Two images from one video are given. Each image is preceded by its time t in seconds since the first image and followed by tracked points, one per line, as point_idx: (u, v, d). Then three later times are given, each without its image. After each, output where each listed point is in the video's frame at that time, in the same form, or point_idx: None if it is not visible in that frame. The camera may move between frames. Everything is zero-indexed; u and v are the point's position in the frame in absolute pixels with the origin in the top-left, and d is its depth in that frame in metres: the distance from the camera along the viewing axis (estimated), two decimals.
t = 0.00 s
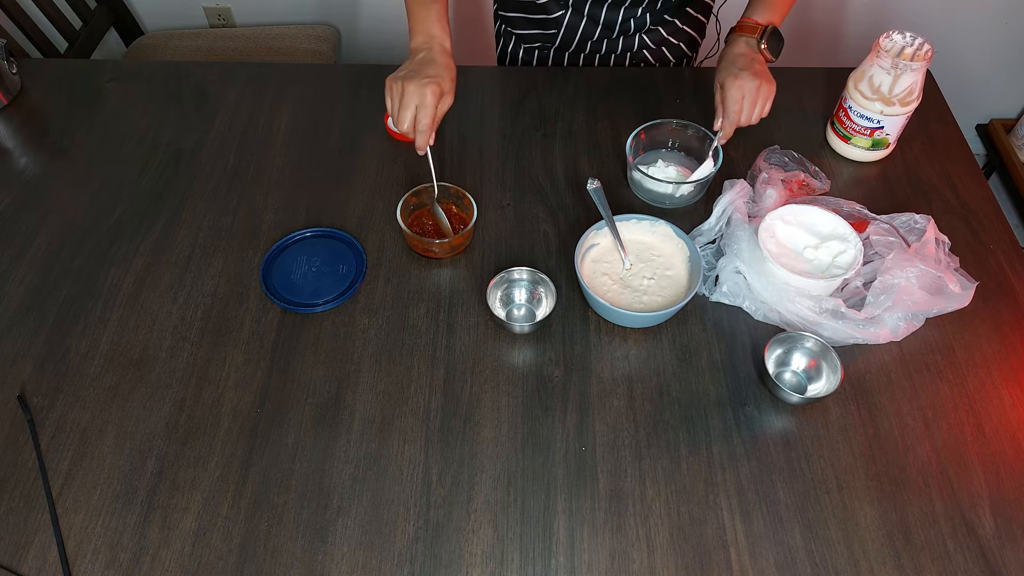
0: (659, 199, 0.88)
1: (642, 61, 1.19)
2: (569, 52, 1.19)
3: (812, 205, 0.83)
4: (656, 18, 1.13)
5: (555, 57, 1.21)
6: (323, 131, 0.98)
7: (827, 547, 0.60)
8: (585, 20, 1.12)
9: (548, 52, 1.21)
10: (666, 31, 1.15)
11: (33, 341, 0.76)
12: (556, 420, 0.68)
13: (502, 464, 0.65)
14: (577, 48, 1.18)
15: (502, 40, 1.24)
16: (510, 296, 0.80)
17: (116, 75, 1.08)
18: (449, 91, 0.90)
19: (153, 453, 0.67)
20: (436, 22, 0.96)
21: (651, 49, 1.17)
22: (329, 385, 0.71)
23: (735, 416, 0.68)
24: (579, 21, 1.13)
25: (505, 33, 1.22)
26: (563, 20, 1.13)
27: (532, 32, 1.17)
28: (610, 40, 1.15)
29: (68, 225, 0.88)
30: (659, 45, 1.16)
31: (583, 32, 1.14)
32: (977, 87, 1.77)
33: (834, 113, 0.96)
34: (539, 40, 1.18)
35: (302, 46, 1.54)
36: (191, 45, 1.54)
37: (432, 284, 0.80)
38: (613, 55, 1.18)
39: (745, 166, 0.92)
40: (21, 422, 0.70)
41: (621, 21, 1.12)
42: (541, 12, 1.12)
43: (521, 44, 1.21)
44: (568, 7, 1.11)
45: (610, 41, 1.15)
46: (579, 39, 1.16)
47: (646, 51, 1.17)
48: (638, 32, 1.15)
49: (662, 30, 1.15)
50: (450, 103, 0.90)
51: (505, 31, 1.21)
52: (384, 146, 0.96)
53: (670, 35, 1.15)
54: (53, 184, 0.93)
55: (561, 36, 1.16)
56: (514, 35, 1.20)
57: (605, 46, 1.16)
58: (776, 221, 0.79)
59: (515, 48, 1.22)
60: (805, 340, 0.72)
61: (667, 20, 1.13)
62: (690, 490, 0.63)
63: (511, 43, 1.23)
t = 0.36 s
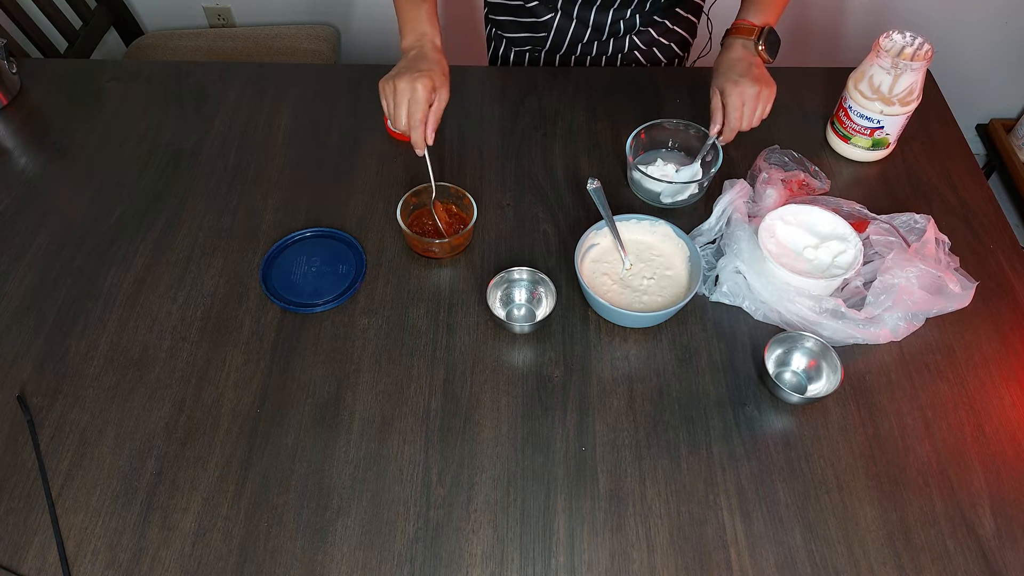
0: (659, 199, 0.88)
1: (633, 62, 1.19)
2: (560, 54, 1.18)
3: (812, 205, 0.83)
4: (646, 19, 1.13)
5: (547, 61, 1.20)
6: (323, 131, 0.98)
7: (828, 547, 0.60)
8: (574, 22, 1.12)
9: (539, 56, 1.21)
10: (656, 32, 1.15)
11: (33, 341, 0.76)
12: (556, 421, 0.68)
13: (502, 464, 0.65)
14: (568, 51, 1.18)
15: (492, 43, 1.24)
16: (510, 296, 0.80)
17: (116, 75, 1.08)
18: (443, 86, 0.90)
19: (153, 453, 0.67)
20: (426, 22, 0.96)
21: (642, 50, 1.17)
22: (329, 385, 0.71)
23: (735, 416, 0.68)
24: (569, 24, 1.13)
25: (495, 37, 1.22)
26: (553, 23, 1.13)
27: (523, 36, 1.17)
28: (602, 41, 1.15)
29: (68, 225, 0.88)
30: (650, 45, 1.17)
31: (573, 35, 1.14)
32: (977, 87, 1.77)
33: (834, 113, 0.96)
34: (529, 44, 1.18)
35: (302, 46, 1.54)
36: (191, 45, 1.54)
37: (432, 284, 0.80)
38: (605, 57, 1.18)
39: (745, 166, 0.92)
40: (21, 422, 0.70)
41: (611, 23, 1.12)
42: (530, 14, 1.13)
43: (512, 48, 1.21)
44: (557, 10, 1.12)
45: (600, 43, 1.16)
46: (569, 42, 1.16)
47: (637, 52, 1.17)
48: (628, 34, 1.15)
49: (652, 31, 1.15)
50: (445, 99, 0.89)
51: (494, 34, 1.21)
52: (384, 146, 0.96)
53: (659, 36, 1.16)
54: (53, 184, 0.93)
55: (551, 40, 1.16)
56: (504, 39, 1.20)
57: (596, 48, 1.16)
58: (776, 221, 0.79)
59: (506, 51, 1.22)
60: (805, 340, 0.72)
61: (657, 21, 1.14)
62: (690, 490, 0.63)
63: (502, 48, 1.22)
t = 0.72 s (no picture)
0: (658, 199, 0.88)
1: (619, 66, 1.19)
2: (547, 55, 1.18)
3: (812, 205, 0.83)
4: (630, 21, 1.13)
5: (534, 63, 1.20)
6: (323, 131, 0.98)
7: (827, 547, 0.60)
8: (558, 24, 1.12)
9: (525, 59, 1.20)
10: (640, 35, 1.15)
11: (33, 341, 0.76)
12: (556, 421, 0.68)
13: (502, 464, 0.65)
14: (553, 53, 1.18)
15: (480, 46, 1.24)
16: (510, 295, 0.80)
17: (116, 75, 1.08)
18: (410, 95, 0.89)
19: (152, 453, 0.67)
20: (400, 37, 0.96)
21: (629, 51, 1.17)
22: (329, 385, 0.71)
23: (736, 416, 0.68)
24: (553, 26, 1.13)
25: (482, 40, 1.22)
26: (537, 26, 1.13)
27: (508, 38, 1.17)
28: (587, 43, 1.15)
29: (68, 225, 0.88)
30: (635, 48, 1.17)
31: (557, 37, 1.15)
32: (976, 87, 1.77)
33: (834, 112, 0.96)
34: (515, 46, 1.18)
35: (302, 45, 1.54)
36: (191, 45, 1.54)
37: (432, 284, 0.80)
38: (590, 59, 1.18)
39: (745, 166, 0.92)
40: (21, 422, 0.70)
41: (594, 26, 1.12)
42: (514, 16, 1.13)
43: (498, 50, 1.20)
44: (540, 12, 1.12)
45: (584, 46, 1.16)
46: (554, 44, 1.16)
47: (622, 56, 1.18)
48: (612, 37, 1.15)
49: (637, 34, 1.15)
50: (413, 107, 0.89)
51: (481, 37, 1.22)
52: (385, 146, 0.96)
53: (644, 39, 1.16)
54: (53, 184, 0.93)
55: (536, 42, 1.16)
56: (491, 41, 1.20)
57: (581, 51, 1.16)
58: (776, 221, 0.79)
59: (493, 54, 1.22)
60: (805, 340, 0.72)
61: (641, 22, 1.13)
62: (690, 489, 0.63)
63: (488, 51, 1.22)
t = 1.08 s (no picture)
0: (658, 199, 0.88)
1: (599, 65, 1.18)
2: (526, 50, 1.18)
3: (812, 205, 0.83)
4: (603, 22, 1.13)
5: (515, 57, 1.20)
6: (323, 131, 0.98)
7: (827, 547, 0.60)
8: (534, 19, 1.12)
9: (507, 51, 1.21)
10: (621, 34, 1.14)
11: (33, 341, 0.76)
12: (556, 421, 0.68)
13: (502, 464, 0.65)
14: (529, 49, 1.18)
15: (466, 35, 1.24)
16: (510, 295, 0.80)
17: (116, 75, 1.08)
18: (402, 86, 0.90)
19: (152, 453, 0.67)
20: (380, 37, 0.96)
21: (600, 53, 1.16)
22: (329, 385, 0.71)
23: (736, 417, 0.68)
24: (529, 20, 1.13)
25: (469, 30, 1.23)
26: (513, 20, 1.13)
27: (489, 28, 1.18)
28: (561, 43, 1.15)
29: (68, 225, 0.88)
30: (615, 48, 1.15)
31: (533, 31, 1.14)
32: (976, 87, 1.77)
33: (834, 112, 0.96)
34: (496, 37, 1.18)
35: (302, 46, 1.54)
36: (191, 45, 1.54)
37: (432, 284, 0.80)
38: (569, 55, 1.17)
39: (745, 166, 0.92)
40: (21, 422, 0.70)
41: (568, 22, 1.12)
42: (492, 9, 1.14)
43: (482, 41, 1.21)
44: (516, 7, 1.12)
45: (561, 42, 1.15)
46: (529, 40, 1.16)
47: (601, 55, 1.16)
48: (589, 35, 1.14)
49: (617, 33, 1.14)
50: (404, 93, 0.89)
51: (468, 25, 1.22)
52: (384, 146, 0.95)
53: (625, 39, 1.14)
54: (53, 184, 0.93)
55: (515, 35, 1.16)
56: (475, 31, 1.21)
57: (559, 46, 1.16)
58: (776, 221, 0.79)
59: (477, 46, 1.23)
60: (805, 340, 0.72)
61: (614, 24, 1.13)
62: (690, 489, 0.63)
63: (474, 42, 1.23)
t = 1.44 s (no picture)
0: (658, 199, 0.88)
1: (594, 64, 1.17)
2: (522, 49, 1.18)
3: (812, 205, 0.83)
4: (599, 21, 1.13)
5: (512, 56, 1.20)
6: (323, 131, 0.98)
7: (827, 547, 0.60)
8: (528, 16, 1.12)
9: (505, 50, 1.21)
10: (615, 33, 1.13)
11: (32, 341, 0.76)
12: (556, 421, 0.68)
13: (502, 464, 0.65)
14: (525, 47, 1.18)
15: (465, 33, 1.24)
16: (510, 295, 0.80)
17: (116, 75, 1.08)
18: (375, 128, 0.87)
19: (152, 453, 0.67)
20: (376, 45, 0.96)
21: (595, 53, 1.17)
22: (330, 385, 0.71)
23: (736, 417, 0.68)
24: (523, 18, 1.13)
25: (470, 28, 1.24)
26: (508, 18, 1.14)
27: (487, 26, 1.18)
28: (557, 42, 1.15)
29: (68, 225, 0.88)
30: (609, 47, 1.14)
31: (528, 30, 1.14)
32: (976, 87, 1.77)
33: (834, 112, 0.96)
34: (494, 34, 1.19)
35: (302, 46, 1.54)
36: (191, 45, 1.54)
37: (433, 284, 0.80)
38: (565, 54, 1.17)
39: (745, 166, 0.92)
40: (21, 422, 0.70)
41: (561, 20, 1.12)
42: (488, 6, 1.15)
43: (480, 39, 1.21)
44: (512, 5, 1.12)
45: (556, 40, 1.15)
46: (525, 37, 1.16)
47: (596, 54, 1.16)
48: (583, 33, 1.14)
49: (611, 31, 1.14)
50: (377, 140, 0.87)
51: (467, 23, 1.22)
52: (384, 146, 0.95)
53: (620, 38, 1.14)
54: (53, 184, 0.93)
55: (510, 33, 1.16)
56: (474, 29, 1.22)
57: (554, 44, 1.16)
58: (776, 221, 0.79)
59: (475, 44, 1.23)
60: (805, 340, 0.72)
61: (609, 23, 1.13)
62: (690, 489, 0.63)
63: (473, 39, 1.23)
